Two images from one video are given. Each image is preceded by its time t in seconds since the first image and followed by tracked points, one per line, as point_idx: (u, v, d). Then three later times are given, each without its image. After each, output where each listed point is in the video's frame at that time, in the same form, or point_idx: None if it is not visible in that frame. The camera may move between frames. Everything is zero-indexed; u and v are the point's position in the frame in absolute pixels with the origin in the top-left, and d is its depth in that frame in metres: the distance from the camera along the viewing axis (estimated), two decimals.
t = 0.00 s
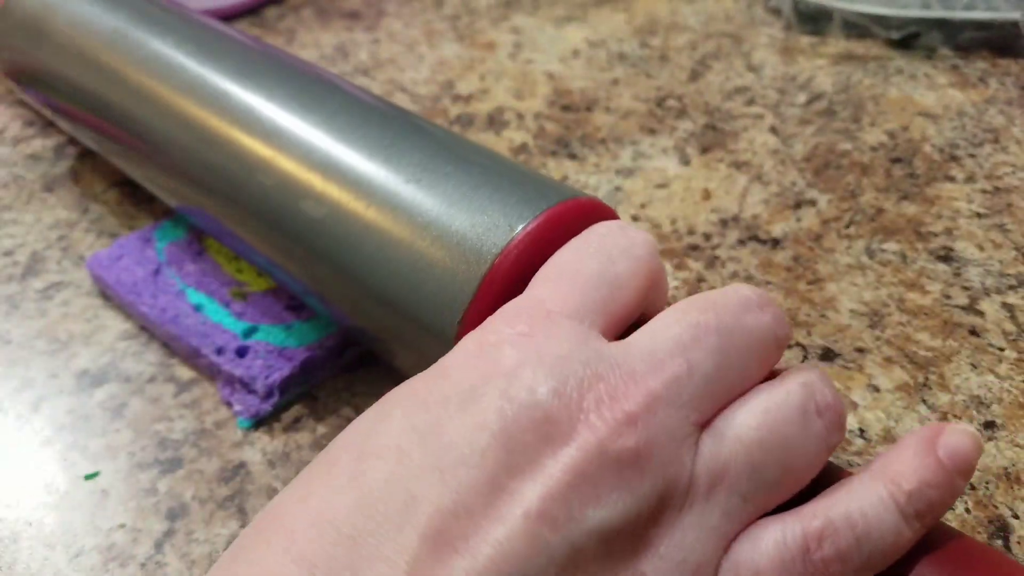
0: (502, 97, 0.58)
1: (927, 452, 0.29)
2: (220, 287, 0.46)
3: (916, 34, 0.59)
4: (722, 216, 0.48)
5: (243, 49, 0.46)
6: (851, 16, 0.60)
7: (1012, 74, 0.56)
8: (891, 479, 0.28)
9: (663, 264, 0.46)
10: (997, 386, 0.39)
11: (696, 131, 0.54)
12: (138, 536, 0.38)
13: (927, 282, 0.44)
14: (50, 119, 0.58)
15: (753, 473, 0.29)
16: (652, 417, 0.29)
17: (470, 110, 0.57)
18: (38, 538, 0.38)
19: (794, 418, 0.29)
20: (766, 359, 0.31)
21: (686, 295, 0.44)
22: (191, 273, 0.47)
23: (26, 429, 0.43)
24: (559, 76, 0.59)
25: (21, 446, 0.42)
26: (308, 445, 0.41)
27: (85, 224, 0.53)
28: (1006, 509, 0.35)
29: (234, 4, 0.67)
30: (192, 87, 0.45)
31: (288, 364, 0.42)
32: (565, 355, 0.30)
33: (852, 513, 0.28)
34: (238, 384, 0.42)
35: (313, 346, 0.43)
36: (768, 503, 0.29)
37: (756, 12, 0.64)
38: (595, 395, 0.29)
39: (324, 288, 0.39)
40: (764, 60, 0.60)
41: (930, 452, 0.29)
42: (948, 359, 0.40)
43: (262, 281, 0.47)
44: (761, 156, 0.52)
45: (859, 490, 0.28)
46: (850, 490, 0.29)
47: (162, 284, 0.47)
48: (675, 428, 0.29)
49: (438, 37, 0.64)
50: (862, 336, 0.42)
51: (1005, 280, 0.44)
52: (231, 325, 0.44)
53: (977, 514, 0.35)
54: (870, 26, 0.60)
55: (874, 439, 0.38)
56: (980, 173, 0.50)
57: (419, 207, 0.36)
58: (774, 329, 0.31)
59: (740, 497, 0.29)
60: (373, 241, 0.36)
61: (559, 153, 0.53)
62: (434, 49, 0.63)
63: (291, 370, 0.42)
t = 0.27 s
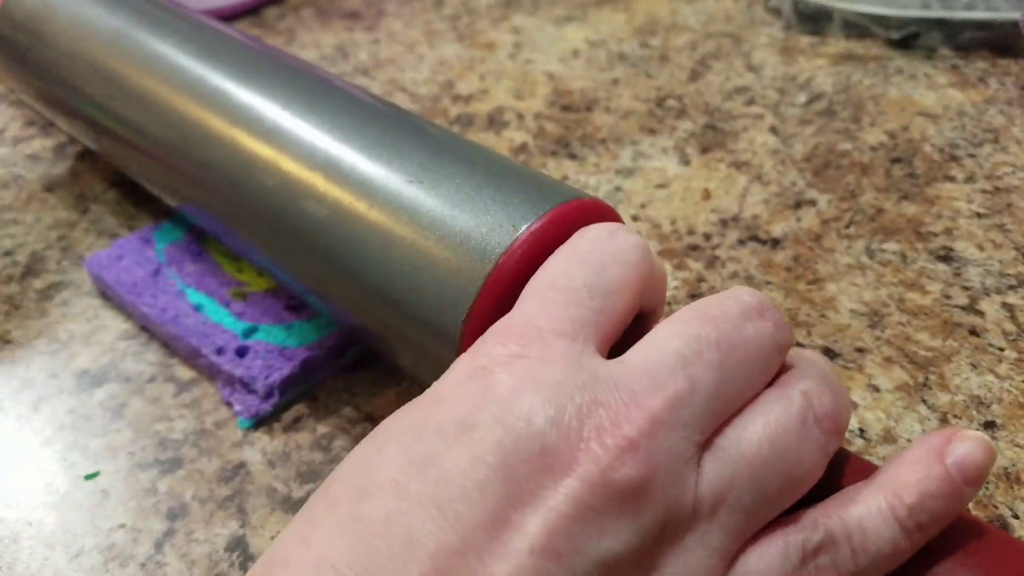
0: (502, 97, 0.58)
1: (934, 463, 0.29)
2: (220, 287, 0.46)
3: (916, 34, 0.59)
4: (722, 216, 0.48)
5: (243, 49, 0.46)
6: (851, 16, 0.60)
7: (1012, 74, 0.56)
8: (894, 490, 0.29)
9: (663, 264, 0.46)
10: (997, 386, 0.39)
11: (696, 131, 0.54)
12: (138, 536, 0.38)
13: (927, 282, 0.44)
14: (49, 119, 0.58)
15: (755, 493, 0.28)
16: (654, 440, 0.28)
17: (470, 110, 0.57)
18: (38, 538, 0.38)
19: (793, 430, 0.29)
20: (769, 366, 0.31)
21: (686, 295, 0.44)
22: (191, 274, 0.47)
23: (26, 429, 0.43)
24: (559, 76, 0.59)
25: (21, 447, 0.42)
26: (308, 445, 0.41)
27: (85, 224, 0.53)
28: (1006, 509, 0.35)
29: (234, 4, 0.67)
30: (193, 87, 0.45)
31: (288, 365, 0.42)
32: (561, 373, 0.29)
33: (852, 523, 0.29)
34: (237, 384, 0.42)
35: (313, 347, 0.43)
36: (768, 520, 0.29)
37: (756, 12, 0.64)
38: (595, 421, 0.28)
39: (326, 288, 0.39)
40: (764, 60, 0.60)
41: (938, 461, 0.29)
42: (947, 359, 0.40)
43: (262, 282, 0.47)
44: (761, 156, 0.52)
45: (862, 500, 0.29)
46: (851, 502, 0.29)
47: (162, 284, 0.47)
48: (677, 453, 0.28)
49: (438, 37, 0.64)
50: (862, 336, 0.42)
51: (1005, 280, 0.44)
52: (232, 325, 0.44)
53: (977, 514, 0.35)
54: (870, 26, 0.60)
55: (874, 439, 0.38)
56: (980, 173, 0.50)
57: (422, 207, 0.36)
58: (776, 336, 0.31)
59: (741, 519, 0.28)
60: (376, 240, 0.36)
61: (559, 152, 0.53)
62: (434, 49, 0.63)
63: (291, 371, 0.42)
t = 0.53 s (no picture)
0: (502, 97, 0.58)
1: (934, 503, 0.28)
2: (219, 287, 0.46)
3: (915, 33, 0.59)
4: (722, 216, 0.48)
5: (240, 49, 0.46)
6: (851, 16, 0.60)
7: (1012, 74, 0.56)
8: (890, 531, 0.28)
9: (663, 264, 0.46)
10: (997, 386, 0.39)
11: (696, 131, 0.54)
12: (138, 536, 0.38)
13: (927, 282, 0.44)
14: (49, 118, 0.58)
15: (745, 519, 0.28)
16: (637, 468, 0.28)
17: (470, 110, 0.57)
18: (38, 538, 0.38)
19: (790, 452, 0.29)
20: (764, 382, 0.30)
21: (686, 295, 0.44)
22: (190, 274, 0.47)
23: (25, 429, 0.43)
24: (559, 76, 0.59)
25: (21, 447, 0.42)
26: (308, 445, 0.41)
27: (85, 224, 0.53)
28: (1006, 509, 0.35)
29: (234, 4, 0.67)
30: (193, 89, 0.45)
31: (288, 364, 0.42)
32: (544, 397, 0.29)
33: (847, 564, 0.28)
34: (238, 385, 0.42)
35: (314, 346, 0.43)
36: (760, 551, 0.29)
37: (756, 12, 0.64)
38: (575, 449, 0.28)
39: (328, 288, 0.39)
40: (764, 60, 0.60)
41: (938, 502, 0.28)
42: (947, 359, 0.40)
43: (261, 281, 0.47)
44: (761, 156, 0.52)
45: (858, 540, 0.29)
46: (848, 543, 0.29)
47: (162, 285, 0.47)
48: (661, 479, 0.28)
49: (438, 37, 0.64)
50: (862, 336, 0.42)
51: (1005, 280, 0.44)
52: (232, 324, 0.44)
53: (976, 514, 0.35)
54: (870, 26, 0.60)
55: (874, 439, 0.38)
56: (980, 173, 0.50)
57: (423, 207, 0.36)
58: (771, 344, 0.31)
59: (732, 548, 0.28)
60: (380, 238, 0.36)
61: (559, 152, 0.53)
62: (434, 49, 0.63)
63: (292, 370, 0.42)
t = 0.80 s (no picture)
0: (502, 97, 0.58)
1: None
2: (218, 288, 0.46)
3: (915, 34, 0.59)
4: (722, 216, 0.48)
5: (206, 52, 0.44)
6: (851, 17, 0.60)
7: (1012, 74, 0.56)
8: None
9: (663, 264, 0.46)
10: (997, 386, 0.39)
11: (696, 131, 0.54)
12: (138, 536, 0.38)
13: (927, 282, 0.44)
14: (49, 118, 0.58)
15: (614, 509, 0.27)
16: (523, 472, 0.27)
17: (470, 111, 0.57)
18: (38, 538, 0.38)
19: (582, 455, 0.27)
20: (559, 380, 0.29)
21: (686, 295, 0.44)
22: (190, 276, 0.47)
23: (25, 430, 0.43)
24: (559, 76, 0.59)
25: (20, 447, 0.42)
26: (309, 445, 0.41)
27: (85, 224, 0.53)
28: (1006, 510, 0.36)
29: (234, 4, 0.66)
30: (150, 88, 0.43)
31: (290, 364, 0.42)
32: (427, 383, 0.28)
33: None
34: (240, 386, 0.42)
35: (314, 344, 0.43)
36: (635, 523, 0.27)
37: (756, 12, 0.64)
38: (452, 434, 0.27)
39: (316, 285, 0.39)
40: (764, 60, 0.60)
41: None
42: (948, 359, 0.40)
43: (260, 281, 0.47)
44: (761, 156, 0.52)
45: None
46: None
47: (161, 288, 0.47)
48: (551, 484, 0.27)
49: (438, 37, 0.64)
50: (862, 336, 0.42)
51: (1005, 280, 0.44)
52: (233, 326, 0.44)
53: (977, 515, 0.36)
54: (870, 26, 0.60)
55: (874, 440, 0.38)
56: (980, 173, 0.50)
57: (428, 201, 0.35)
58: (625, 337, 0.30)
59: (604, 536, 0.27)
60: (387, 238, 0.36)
61: (559, 152, 0.53)
62: (433, 48, 0.63)
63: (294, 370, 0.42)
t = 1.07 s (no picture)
0: (502, 97, 0.58)
1: None
2: (219, 287, 0.46)
3: (915, 34, 0.59)
4: (722, 216, 0.48)
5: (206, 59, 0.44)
6: (851, 16, 0.60)
7: (1012, 74, 0.56)
8: None
9: (662, 264, 0.46)
10: (997, 386, 0.39)
11: (696, 131, 0.54)
12: (138, 536, 0.38)
13: (927, 282, 0.44)
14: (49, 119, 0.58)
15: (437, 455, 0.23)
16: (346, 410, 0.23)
17: (470, 111, 0.57)
18: (37, 538, 0.38)
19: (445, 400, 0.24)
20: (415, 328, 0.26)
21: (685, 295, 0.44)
22: (190, 276, 0.47)
23: (25, 429, 0.43)
24: (559, 76, 0.59)
25: (21, 446, 0.42)
26: (308, 445, 0.41)
27: (85, 224, 0.53)
28: (1006, 509, 0.36)
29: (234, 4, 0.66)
30: (144, 91, 0.42)
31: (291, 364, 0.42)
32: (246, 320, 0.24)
33: None
34: (241, 386, 0.42)
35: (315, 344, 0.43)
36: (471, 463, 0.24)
37: (756, 11, 0.64)
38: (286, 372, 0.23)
39: (327, 282, 0.38)
40: (764, 59, 0.60)
41: None
42: (948, 359, 0.40)
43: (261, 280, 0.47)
44: (761, 156, 0.52)
45: None
46: None
47: (162, 288, 0.47)
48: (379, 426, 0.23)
49: (438, 36, 0.64)
50: (862, 336, 0.42)
51: (1005, 280, 0.44)
52: (234, 325, 0.44)
53: (977, 514, 0.36)
54: (869, 26, 0.60)
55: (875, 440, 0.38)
56: (980, 173, 0.50)
57: (444, 198, 0.35)
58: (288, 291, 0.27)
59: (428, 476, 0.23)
60: (403, 235, 0.35)
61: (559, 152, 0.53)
62: (434, 48, 0.63)
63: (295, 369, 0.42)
